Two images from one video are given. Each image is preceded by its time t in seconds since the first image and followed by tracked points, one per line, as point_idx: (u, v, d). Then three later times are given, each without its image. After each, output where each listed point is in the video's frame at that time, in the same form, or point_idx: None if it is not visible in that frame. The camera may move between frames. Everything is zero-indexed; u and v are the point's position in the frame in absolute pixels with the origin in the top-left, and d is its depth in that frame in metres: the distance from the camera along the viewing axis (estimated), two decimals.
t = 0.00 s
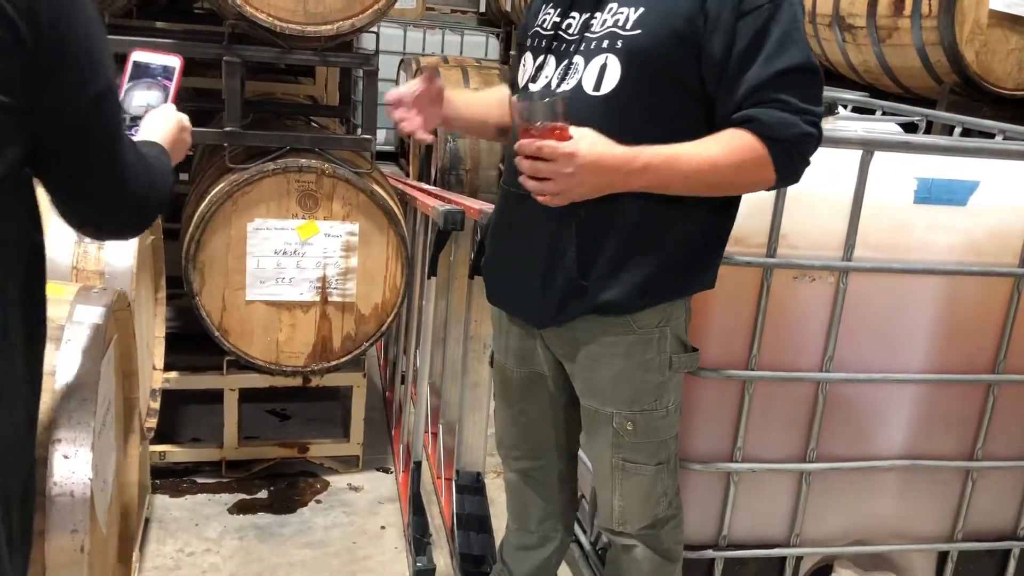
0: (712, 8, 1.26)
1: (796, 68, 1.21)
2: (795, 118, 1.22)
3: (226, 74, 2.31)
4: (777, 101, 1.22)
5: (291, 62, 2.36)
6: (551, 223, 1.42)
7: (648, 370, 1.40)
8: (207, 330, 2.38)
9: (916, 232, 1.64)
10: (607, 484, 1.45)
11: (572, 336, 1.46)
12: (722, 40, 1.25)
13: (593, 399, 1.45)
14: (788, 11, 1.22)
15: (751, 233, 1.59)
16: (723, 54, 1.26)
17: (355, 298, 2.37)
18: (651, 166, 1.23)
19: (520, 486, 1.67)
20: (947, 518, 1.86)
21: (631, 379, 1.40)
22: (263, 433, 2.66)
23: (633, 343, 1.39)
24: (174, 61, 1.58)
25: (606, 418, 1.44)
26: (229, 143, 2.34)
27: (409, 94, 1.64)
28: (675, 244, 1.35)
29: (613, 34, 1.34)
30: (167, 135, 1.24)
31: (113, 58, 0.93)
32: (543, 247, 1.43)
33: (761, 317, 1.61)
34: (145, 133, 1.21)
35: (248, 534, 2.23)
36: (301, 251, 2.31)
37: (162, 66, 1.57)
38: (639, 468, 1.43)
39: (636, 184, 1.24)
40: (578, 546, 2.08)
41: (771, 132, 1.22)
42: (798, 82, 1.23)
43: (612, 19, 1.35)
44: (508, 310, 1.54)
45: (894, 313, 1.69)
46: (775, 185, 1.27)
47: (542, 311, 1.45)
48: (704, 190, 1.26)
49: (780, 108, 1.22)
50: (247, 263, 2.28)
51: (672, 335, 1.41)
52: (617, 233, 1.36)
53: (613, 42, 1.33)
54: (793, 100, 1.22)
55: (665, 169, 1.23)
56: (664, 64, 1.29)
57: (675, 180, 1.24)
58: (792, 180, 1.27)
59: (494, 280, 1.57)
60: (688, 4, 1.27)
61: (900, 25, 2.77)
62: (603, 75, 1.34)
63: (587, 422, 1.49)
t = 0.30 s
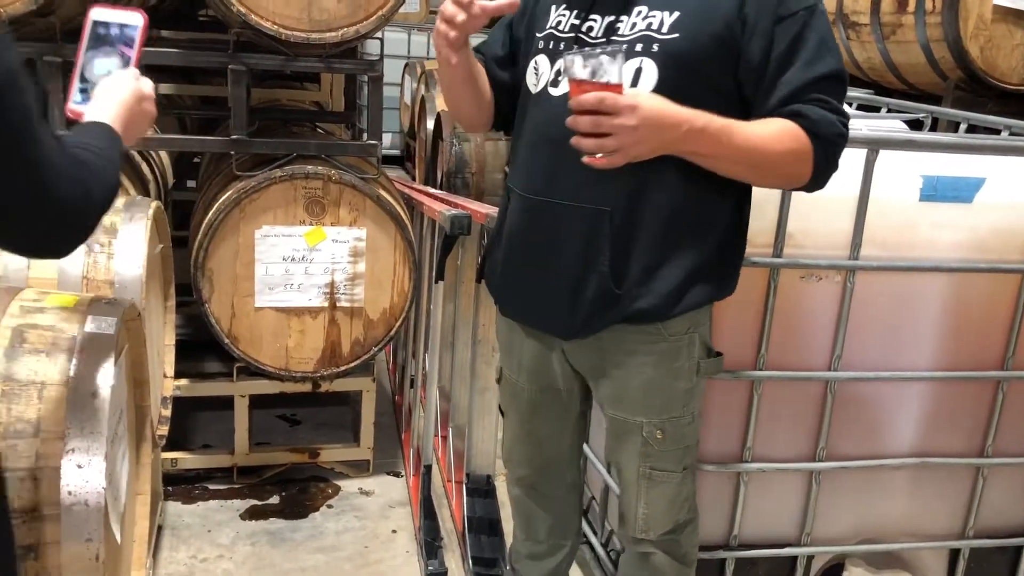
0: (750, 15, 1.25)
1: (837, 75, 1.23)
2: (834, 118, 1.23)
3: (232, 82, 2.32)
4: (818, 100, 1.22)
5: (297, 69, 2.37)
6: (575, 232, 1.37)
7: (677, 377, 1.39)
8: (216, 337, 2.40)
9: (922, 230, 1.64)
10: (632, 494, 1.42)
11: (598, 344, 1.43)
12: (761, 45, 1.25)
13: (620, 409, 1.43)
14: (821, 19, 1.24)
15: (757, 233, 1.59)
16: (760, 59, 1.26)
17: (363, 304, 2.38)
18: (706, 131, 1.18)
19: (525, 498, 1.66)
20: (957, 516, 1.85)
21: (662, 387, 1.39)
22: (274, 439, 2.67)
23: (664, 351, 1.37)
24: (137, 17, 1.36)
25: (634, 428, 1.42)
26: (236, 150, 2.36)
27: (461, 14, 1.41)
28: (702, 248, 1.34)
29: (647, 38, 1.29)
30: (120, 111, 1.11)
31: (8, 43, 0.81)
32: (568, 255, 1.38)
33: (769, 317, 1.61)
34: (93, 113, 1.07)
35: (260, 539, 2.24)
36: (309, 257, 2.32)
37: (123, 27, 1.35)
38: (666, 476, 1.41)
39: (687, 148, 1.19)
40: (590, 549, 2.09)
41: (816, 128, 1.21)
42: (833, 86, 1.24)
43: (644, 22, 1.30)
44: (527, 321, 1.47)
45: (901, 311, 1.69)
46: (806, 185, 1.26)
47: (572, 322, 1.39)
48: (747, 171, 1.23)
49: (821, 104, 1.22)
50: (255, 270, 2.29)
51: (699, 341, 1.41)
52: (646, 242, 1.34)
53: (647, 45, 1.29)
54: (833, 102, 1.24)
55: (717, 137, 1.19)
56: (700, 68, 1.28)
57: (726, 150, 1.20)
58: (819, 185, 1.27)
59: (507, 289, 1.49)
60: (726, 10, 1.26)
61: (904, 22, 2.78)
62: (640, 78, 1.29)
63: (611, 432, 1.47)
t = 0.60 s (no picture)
0: (791, 25, 1.25)
1: (875, 88, 1.26)
2: (877, 123, 1.25)
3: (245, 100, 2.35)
4: (862, 109, 1.24)
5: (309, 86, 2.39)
6: (626, 257, 1.34)
7: (727, 393, 1.39)
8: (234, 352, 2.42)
9: (931, 233, 1.64)
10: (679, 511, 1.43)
11: (648, 364, 1.40)
12: (804, 56, 1.25)
13: (670, 430, 1.42)
14: (857, 28, 1.25)
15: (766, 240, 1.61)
16: (804, 70, 1.26)
17: (378, 316, 2.41)
18: (773, 132, 1.17)
19: (541, 527, 1.62)
20: (975, 516, 1.85)
21: (716, 407, 1.38)
22: (293, 451, 2.70)
23: (717, 369, 1.37)
24: None
25: (685, 448, 1.41)
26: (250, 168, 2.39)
27: (494, 27, 1.36)
28: (752, 263, 1.33)
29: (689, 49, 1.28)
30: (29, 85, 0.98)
31: None
32: (619, 282, 1.35)
33: (781, 324, 1.62)
34: None
35: (281, 551, 2.27)
36: (324, 271, 2.34)
37: None
38: (713, 493, 1.41)
39: (756, 148, 1.18)
40: (608, 556, 2.10)
41: (865, 138, 1.23)
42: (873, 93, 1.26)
43: (683, 33, 1.29)
44: (571, 349, 1.43)
45: (912, 314, 1.69)
46: (848, 190, 1.28)
47: (625, 344, 1.37)
48: (804, 174, 1.23)
49: (864, 114, 1.24)
50: (271, 284, 2.32)
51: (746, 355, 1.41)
52: (700, 264, 1.32)
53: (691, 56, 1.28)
54: (874, 108, 1.26)
55: (782, 139, 1.18)
56: (745, 80, 1.27)
57: (789, 151, 1.19)
58: (854, 195, 1.29)
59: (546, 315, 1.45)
60: (767, 22, 1.25)
61: (912, 23, 2.79)
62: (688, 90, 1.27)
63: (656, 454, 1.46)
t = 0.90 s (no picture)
0: (831, 45, 1.30)
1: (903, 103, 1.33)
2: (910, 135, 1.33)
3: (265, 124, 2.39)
4: (898, 125, 1.31)
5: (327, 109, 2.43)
6: (686, 287, 1.36)
7: (777, 412, 1.45)
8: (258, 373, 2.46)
9: (945, 243, 1.64)
10: (724, 529, 1.48)
11: (699, 393, 1.43)
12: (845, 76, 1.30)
13: (716, 453, 1.45)
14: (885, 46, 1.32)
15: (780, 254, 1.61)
16: (846, 89, 1.31)
17: (398, 333, 2.43)
18: (833, 173, 1.22)
19: (563, 567, 1.61)
20: (999, 527, 1.84)
21: (767, 427, 1.44)
22: (318, 468, 2.73)
23: (772, 391, 1.42)
24: None
25: (735, 471, 1.45)
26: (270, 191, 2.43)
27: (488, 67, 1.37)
28: (798, 287, 1.38)
29: (736, 69, 1.31)
30: None
31: None
32: (678, 311, 1.37)
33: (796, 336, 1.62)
34: None
35: (306, 569, 2.29)
36: (345, 290, 2.38)
37: None
38: (757, 513, 1.48)
39: (822, 193, 1.22)
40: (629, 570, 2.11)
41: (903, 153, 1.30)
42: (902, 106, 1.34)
43: (728, 56, 1.32)
44: (627, 380, 1.44)
45: (928, 325, 1.69)
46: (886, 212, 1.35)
47: (688, 373, 1.40)
48: (854, 207, 1.28)
49: (900, 130, 1.31)
50: (293, 305, 2.35)
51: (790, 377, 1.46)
52: (757, 291, 1.36)
53: (738, 78, 1.31)
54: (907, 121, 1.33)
55: (840, 177, 1.23)
56: (792, 99, 1.30)
57: (847, 189, 1.24)
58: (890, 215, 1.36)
59: (597, 347, 1.45)
60: (809, 43, 1.29)
61: (927, 29, 2.79)
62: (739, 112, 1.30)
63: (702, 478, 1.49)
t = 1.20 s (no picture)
0: (864, 65, 1.30)
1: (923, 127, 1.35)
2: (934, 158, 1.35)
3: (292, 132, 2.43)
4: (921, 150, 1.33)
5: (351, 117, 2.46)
6: (717, 300, 1.36)
7: (803, 420, 1.44)
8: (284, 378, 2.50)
9: (966, 248, 1.62)
10: (751, 538, 1.47)
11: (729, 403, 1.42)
12: (876, 95, 1.31)
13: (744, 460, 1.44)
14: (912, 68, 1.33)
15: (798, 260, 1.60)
16: (879, 109, 1.31)
17: (421, 338, 2.45)
18: (852, 223, 1.25)
19: None
20: None
21: (793, 437, 1.43)
22: (344, 472, 2.76)
23: (800, 401, 1.42)
24: None
25: (761, 478, 1.44)
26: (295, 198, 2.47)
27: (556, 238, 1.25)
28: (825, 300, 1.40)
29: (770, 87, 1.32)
30: None
31: None
32: (710, 328, 1.37)
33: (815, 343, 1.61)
34: None
35: (330, 572, 2.32)
36: (369, 295, 2.40)
37: None
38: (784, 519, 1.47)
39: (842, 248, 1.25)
40: None
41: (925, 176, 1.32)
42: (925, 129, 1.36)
43: (762, 73, 1.32)
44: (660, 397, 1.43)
45: (951, 331, 1.66)
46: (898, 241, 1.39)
47: (720, 390, 1.40)
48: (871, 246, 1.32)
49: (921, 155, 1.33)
50: (319, 310, 2.38)
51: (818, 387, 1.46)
52: (787, 302, 1.36)
53: (772, 96, 1.31)
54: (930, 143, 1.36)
55: (859, 226, 1.26)
56: (823, 118, 1.31)
57: (865, 236, 1.27)
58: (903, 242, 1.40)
59: (627, 365, 1.45)
60: (843, 62, 1.30)
61: (959, 31, 2.75)
62: (771, 130, 1.31)
63: (727, 486, 1.47)
